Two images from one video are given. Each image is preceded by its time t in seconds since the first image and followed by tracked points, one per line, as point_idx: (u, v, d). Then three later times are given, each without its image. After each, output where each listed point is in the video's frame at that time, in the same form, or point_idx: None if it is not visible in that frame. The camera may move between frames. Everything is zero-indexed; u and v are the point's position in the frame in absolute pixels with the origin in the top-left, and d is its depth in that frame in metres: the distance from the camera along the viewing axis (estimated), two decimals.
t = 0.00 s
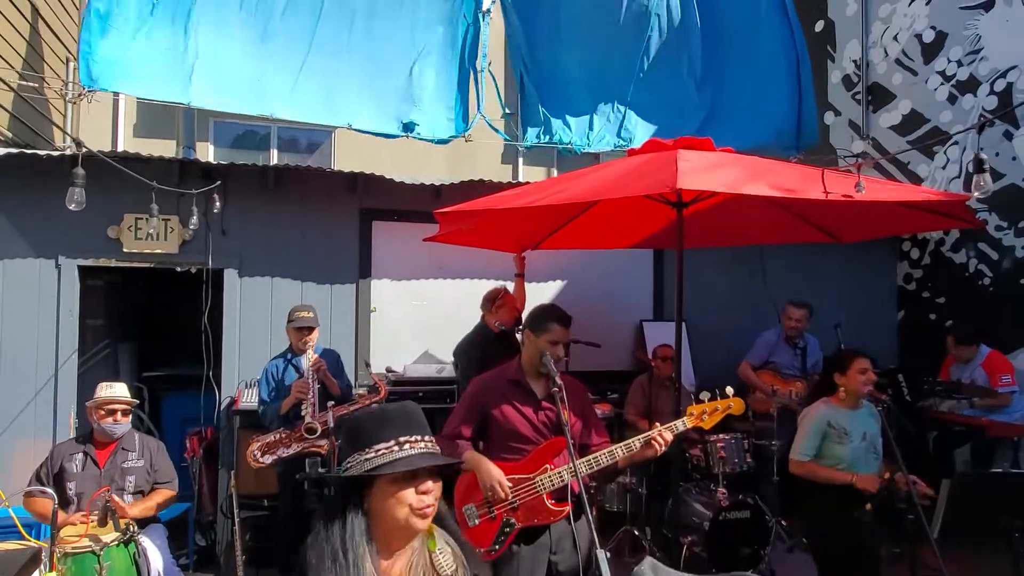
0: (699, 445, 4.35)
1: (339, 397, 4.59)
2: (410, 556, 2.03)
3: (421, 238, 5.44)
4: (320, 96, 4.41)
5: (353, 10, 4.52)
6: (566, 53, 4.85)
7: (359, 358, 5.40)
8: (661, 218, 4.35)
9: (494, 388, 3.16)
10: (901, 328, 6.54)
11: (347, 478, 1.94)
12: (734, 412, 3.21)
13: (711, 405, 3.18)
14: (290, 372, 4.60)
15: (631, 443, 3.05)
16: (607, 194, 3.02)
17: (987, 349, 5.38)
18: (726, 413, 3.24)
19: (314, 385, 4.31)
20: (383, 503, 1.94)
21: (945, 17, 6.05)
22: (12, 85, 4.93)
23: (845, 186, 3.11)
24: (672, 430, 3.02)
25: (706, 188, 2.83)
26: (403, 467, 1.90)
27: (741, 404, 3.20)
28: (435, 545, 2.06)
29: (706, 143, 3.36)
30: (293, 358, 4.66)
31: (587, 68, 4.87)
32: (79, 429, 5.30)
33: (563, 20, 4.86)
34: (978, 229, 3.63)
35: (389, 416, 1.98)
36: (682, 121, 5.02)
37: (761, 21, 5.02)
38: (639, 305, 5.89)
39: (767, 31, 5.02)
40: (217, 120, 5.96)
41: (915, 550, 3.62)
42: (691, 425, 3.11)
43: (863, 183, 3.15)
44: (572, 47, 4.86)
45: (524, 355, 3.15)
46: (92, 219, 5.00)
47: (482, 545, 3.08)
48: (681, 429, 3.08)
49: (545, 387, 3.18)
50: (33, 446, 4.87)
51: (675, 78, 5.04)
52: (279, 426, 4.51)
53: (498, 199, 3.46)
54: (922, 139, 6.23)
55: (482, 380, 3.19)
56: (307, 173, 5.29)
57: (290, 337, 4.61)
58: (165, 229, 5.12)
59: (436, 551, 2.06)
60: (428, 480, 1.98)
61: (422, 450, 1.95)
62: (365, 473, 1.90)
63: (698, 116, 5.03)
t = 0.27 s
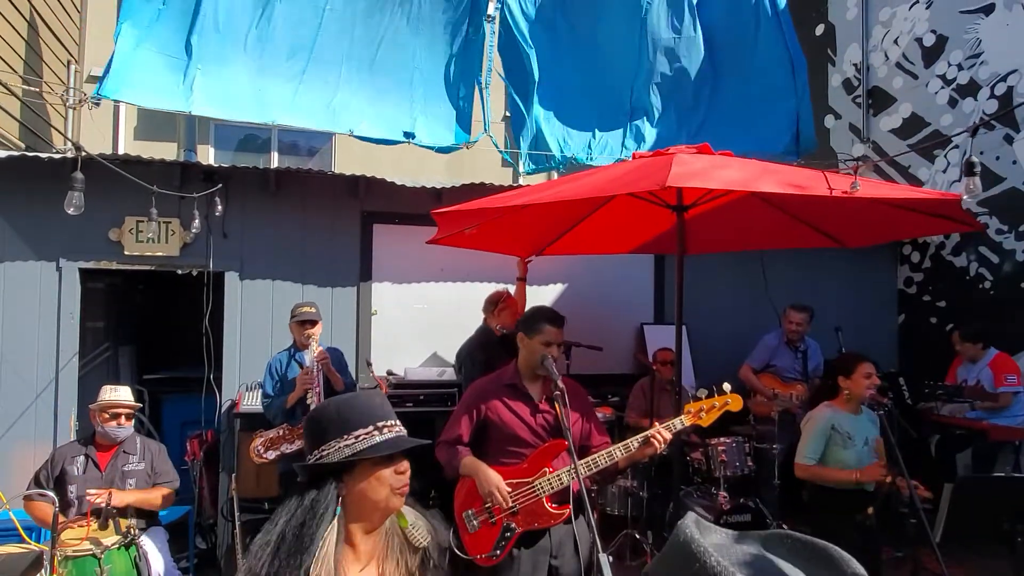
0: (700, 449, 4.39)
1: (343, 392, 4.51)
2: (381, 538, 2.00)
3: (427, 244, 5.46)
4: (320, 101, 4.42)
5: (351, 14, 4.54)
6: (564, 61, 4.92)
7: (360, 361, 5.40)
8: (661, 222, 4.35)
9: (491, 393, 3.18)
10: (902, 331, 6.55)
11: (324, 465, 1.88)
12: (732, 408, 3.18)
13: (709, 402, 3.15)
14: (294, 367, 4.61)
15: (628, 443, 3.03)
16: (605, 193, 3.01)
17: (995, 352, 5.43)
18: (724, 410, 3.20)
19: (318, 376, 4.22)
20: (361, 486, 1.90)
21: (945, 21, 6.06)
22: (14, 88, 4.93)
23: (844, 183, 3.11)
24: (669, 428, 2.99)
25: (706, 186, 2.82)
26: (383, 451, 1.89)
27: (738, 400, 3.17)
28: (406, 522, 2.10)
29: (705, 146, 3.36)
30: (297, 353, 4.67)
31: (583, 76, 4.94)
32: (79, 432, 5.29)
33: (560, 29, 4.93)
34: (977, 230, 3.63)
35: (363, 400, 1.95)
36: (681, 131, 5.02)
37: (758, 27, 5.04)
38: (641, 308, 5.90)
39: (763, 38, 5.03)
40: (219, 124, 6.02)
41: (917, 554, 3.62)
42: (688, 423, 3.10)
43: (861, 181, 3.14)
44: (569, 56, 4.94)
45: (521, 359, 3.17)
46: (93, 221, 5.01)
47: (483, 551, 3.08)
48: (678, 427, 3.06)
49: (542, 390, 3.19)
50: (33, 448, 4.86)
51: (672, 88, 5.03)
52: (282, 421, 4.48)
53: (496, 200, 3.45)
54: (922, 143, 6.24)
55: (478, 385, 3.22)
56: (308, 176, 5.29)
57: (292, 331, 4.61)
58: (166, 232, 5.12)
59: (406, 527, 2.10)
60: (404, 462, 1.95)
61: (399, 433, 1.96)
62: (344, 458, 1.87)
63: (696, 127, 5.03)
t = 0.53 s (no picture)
0: (702, 450, 4.37)
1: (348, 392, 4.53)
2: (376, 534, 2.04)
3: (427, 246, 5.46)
4: (327, 99, 4.45)
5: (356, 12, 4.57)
6: (566, 62, 4.91)
7: (363, 362, 5.39)
8: (662, 224, 4.34)
9: (491, 395, 3.17)
10: (904, 332, 6.54)
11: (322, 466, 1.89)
12: (733, 408, 3.18)
13: (710, 403, 3.14)
14: (300, 365, 4.62)
15: (629, 443, 3.01)
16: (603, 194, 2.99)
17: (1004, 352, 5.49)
18: (725, 410, 3.20)
19: (325, 375, 4.25)
20: (357, 486, 1.93)
21: (947, 22, 6.05)
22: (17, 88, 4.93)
23: (843, 182, 3.09)
24: (670, 428, 2.98)
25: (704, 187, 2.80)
26: (382, 453, 1.91)
27: (739, 401, 3.18)
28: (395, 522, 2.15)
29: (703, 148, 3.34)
30: (303, 351, 4.68)
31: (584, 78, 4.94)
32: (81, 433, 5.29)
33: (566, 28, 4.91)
34: (975, 228, 3.62)
35: (358, 403, 1.97)
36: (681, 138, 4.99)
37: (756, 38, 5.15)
38: (643, 309, 5.90)
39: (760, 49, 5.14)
40: (220, 125, 6.05)
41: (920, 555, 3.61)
42: (689, 423, 3.09)
43: (860, 181, 3.12)
44: (569, 62, 4.92)
45: (520, 360, 3.16)
46: (95, 222, 5.01)
47: (485, 554, 3.08)
48: (680, 427, 3.05)
49: (542, 391, 3.18)
50: (35, 450, 4.86)
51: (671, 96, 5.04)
52: (286, 418, 4.45)
53: (494, 203, 3.43)
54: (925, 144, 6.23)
55: (478, 388, 3.21)
56: (310, 177, 5.29)
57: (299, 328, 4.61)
58: (168, 233, 5.11)
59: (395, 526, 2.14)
60: (397, 463, 1.99)
61: (393, 435, 1.99)
62: (344, 459, 1.88)
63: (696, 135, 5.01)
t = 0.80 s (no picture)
0: (707, 451, 4.35)
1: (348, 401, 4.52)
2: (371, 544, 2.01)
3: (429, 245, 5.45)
4: (331, 98, 4.46)
5: (365, 11, 4.57)
6: (571, 69, 5.04)
7: (366, 361, 5.39)
8: (666, 223, 4.34)
9: (495, 395, 3.17)
10: (908, 332, 6.53)
11: (317, 478, 1.88)
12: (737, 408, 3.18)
13: (714, 402, 3.14)
14: (303, 369, 4.62)
15: (633, 443, 3.01)
16: (606, 192, 2.99)
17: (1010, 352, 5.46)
18: (730, 410, 3.19)
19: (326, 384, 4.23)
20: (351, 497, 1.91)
21: (951, 22, 6.04)
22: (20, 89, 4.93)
23: (847, 183, 3.08)
24: (673, 428, 2.98)
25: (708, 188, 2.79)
26: (376, 464, 1.92)
27: (744, 400, 3.17)
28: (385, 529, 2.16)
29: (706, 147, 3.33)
30: (306, 357, 4.68)
31: (587, 84, 5.08)
32: (85, 432, 5.29)
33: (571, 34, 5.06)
34: (978, 228, 3.61)
35: (352, 417, 1.98)
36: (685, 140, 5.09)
37: (769, 38, 5.06)
38: (646, 309, 5.89)
39: (772, 49, 5.02)
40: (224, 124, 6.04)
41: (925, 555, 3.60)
42: (693, 423, 3.08)
43: (864, 181, 3.11)
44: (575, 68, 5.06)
45: (525, 360, 3.17)
46: (98, 222, 5.01)
47: (489, 554, 3.07)
48: (684, 427, 3.05)
49: (546, 391, 3.19)
50: (38, 450, 4.87)
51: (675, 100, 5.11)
52: (289, 425, 4.47)
53: (498, 202, 3.43)
54: (929, 144, 6.22)
55: (483, 388, 3.21)
56: (313, 177, 5.29)
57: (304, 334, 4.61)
58: (171, 233, 5.10)
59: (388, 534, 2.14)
60: (389, 475, 2.00)
61: (384, 448, 2.01)
62: (338, 471, 1.88)
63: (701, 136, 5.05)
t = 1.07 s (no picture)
0: (722, 452, 4.34)
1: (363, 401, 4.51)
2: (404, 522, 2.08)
3: (443, 245, 5.46)
4: (348, 92, 4.51)
5: (377, 11, 4.63)
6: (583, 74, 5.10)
7: (380, 363, 5.41)
8: (681, 225, 4.33)
9: (512, 396, 3.17)
10: (924, 334, 6.48)
11: (356, 460, 1.96)
12: (755, 410, 3.15)
13: (732, 405, 3.12)
14: (317, 372, 4.63)
15: (650, 445, 3.00)
16: (621, 190, 3.00)
17: None
18: (748, 412, 3.17)
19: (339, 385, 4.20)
20: (386, 478, 1.99)
21: (967, 21, 6.00)
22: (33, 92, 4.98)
23: (866, 182, 3.07)
24: (691, 429, 2.96)
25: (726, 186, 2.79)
26: (410, 448, 1.99)
27: (762, 402, 3.13)
28: (425, 505, 2.17)
29: (724, 148, 3.33)
30: (321, 361, 4.69)
31: (600, 85, 5.13)
32: (102, 433, 5.34)
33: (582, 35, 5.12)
34: (997, 230, 3.59)
35: (390, 402, 2.06)
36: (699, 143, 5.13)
37: (782, 41, 5.11)
38: (660, 311, 5.88)
39: (786, 50, 5.10)
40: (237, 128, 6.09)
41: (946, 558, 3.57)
42: (710, 425, 3.07)
43: (883, 181, 3.09)
44: (589, 73, 5.12)
45: (542, 360, 3.17)
46: (115, 225, 5.05)
47: (506, 554, 3.07)
48: (701, 429, 3.03)
49: (564, 392, 3.19)
50: (56, 451, 4.91)
51: (690, 103, 5.16)
52: (304, 428, 4.48)
53: (514, 201, 3.45)
54: (944, 144, 6.19)
55: (501, 389, 3.21)
56: (327, 179, 5.32)
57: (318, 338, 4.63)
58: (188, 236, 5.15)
59: (424, 509, 2.16)
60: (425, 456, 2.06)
61: (422, 431, 2.07)
62: (374, 454, 1.96)
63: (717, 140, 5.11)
